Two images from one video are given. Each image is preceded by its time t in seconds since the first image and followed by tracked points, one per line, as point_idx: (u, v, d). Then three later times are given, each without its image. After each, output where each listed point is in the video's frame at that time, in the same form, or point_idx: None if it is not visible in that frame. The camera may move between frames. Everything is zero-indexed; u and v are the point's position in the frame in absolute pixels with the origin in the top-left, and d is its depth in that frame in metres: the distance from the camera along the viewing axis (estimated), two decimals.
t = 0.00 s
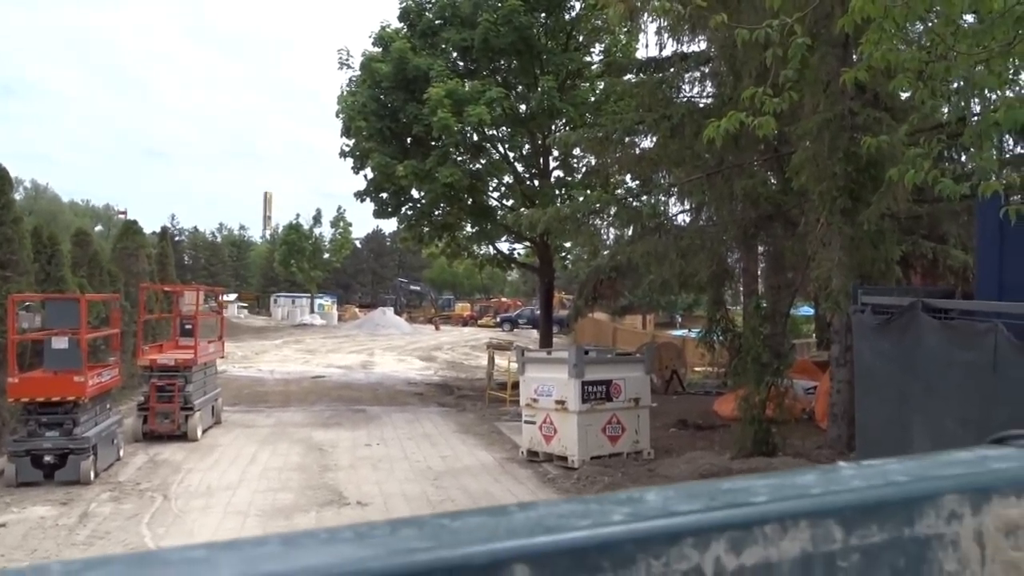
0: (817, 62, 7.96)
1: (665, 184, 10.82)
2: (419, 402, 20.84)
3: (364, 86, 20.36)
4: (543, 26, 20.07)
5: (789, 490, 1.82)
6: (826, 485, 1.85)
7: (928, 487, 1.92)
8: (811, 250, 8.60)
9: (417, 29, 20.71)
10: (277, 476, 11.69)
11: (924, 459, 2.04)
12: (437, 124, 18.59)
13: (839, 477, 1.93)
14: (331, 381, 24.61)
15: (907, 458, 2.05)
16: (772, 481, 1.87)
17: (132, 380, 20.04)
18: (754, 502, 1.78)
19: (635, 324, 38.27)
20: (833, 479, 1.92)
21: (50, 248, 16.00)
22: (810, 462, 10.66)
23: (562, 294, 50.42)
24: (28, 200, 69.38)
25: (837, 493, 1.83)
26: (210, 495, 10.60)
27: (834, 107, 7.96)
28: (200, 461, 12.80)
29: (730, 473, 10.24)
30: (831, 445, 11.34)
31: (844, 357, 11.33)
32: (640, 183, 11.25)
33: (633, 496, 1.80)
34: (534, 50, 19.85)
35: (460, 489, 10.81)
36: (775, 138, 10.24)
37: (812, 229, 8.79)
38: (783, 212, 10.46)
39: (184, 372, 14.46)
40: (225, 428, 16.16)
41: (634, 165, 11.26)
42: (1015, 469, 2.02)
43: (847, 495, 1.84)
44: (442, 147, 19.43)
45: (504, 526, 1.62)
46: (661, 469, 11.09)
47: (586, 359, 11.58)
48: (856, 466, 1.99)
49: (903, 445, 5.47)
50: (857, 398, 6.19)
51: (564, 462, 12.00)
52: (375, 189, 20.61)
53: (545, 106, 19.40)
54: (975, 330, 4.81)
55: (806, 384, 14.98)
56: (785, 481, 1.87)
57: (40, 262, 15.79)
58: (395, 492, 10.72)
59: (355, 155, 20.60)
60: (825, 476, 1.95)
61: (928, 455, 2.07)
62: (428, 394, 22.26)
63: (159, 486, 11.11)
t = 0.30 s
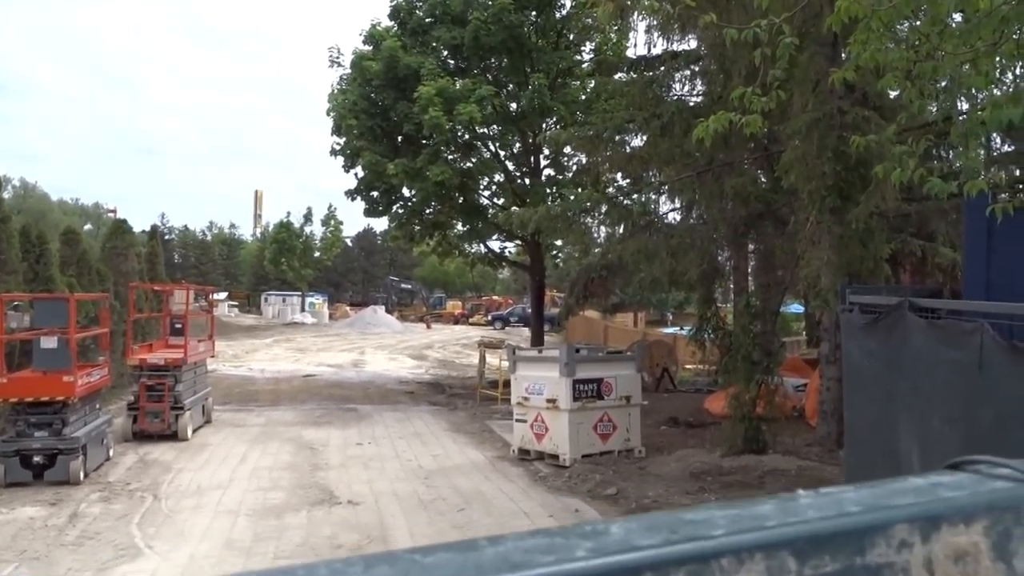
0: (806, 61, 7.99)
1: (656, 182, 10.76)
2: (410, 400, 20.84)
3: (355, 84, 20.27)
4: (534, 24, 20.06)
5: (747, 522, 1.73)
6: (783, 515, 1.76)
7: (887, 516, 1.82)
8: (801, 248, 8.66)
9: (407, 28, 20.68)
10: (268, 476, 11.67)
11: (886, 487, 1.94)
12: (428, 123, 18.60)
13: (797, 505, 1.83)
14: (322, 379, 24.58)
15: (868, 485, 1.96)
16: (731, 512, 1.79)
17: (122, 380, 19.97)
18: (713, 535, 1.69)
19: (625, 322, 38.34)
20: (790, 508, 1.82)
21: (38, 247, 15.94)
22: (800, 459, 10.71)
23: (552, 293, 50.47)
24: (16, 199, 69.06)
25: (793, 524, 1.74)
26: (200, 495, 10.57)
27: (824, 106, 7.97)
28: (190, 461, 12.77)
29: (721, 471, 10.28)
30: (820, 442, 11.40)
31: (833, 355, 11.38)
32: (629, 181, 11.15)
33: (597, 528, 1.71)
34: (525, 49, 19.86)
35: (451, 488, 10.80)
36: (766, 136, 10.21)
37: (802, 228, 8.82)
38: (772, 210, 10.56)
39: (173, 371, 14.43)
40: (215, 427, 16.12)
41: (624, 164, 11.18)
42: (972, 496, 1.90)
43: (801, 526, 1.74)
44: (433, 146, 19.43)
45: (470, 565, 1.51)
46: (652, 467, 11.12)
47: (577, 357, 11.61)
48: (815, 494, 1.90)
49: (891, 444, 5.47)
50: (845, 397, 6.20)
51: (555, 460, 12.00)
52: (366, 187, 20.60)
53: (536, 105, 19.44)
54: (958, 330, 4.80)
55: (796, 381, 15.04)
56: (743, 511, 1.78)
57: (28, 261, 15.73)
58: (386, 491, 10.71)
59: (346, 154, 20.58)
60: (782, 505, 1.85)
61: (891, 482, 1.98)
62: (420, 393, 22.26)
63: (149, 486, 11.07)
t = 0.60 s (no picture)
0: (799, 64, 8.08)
1: (649, 184, 10.81)
2: (404, 403, 20.83)
3: (349, 87, 20.35)
4: (527, 27, 20.12)
5: (717, 562, 1.88)
6: (752, 555, 1.92)
7: (846, 554, 2.01)
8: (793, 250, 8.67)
9: (401, 30, 20.66)
10: (262, 479, 11.66)
11: (844, 526, 2.14)
12: (422, 125, 18.62)
13: (764, 544, 2.00)
14: (316, 382, 24.56)
15: (828, 525, 2.16)
16: (704, 552, 1.93)
17: (115, 383, 19.93)
18: None
19: (620, 323, 38.32)
20: (758, 547, 1.98)
21: (31, 251, 15.90)
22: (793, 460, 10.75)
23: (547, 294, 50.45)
24: (8, 202, 68.80)
25: (758, 564, 1.90)
26: (195, 499, 10.56)
27: (816, 109, 8.02)
28: (185, 465, 12.76)
29: (714, 472, 10.31)
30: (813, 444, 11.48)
31: (826, 357, 11.36)
32: (623, 183, 11.24)
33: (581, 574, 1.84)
34: (518, 52, 19.91)
35: (446, 491, 10.82)
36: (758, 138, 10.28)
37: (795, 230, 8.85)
38: (765, 212, 10.53)
39: (167, 375, 14.43)
40: (209, 431, 16.10)
41: (618, 166, 11.26)
42: (923, 532, 2.10)
43: (767, 566, 1.91)
44: (427, 148, 19.39)
45: None
46: (646, 469, 11.13)
47: (571, 359, 11.64)
48: (780, 535, 2.08)
49: (881, 447, 5.53)
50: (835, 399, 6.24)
51: (550, 462, 12.03)
52: (359, 189, 20.58)
53: (530, 107, 19.41)
54: (947, 334, 4.83)
55: (789, 383, 15.09)
56: (715, 551, 1.94)
57: (21, 264, 15.71)
58: (381, 494, 10.71)
59: (339, 156, 20.56)
60: (751, 543, 2.02)
61: (849, 520, 2.18)
62: (414, 395, 22.26)
63: (143, 490, 11.06)
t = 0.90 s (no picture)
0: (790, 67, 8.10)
1: (642, 187, 10.81)
2: (400, 406, 20.83)
3: (342, 92, 20.35)
4: (519, 30, 20.15)
5: None
6: None
7: None
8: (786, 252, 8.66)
9: (392, 34, 20.68)
10: (257, 485, 11.65)
11: None
12: (415, 129, 18.64)
13: None
14: (311, 387, 24.54)
15: None
16: None
17: (109, 390, 19.89)
18: None
19: (614, 325, 38.37)
20: None
21: (23, 258, 15.86)
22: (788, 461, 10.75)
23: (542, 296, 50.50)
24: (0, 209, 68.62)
25: None
26: (189, 506, 10.54)
27: (807, 111, 8.06)
28: (179, 471, 12.73)
29: (709, 474, 10.33)
30: (807, 444, 11.55)
31: (819, 358, 11.42)
32: (616, 185, 11.30)
33: None
34: (510, 55, 19.96)
35: (442, 495, 10.82)
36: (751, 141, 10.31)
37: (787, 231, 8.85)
38: (758, 214, 10.56)
39: (161, 381, 14.41)
40: (204, 436, 16.08)
41: (610, 167, 11.32)
42: None
43: None
44: (420, 152, 19.37)
45: None
46: (642, 471, 11.14)
47: (565, 363, 11.64)
48: None
49: (874, 449, 5.54)
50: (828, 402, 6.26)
51: (545, 466, 12.02)
52: (353, 193, 20.59)
53: (522, 110, 19.40)
54: (937, 338, 4.83)
55: (783, 383, 15.13)
56: None
57: (13, 272, 15.67)
58: (377, 499, 10.70)
59: (332, 160, 20.54)
60: None
61: None
62: (409, 399, 22.26)
63: (138, 497, 11.03)
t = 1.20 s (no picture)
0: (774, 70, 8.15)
1: (630, 190, 10.87)
2: (391, 413, 20.79)
3: (328, 99, 20.33)
4: (504, 35, 20.06)
5: None
6: None
7: None
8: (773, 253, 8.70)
9: (378, 41, 20.69)
10: (248, 495, 11.60)
11: None
12: (402, 135, 18.62)
13: None
14: (301, 395, 24.46)
15: None
16: None
17: (97, 402, 19.78)
18: None
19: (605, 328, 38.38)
20: None
21: (10, 271, 15.76)
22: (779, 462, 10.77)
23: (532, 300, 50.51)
24: None
25: None
26: (180, 518, 10.49)
27: (792, 114, 8.07)
28: (169, 483, 12.66)
29: (701, 476, 10.34)
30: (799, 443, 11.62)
31: (808, 358, 11.49)
32: (604, 188, 11.42)
33: None
34: (496, 60, 19.94)
35: (434, 502, 10.80)
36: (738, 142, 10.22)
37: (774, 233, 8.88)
38: (745, 216, 10.58)
39: (151, 393, 14.35)
40: (194, 447, 16.01)
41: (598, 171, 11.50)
42: None
43: None
44: (407, 158, 19.32)
45: None
46: (633, 475, 11.16)
47: (556, 367, 11.64)
48: None
49: (863, 448, 5.57)
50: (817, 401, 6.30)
51: (536, 470, 12.02)
52: (341, 200, 20.55)
53: (509, 115, 19.43)
54: (925, 339, 4.86)
55: (773, 384, 15.19)
56: None
57: None
58: (369, 507, 10.68)
59: (320, 167, 20.52)
60: None
61: None
62: (400, 406, 22.22)
63: (128, 510, 10.97)
